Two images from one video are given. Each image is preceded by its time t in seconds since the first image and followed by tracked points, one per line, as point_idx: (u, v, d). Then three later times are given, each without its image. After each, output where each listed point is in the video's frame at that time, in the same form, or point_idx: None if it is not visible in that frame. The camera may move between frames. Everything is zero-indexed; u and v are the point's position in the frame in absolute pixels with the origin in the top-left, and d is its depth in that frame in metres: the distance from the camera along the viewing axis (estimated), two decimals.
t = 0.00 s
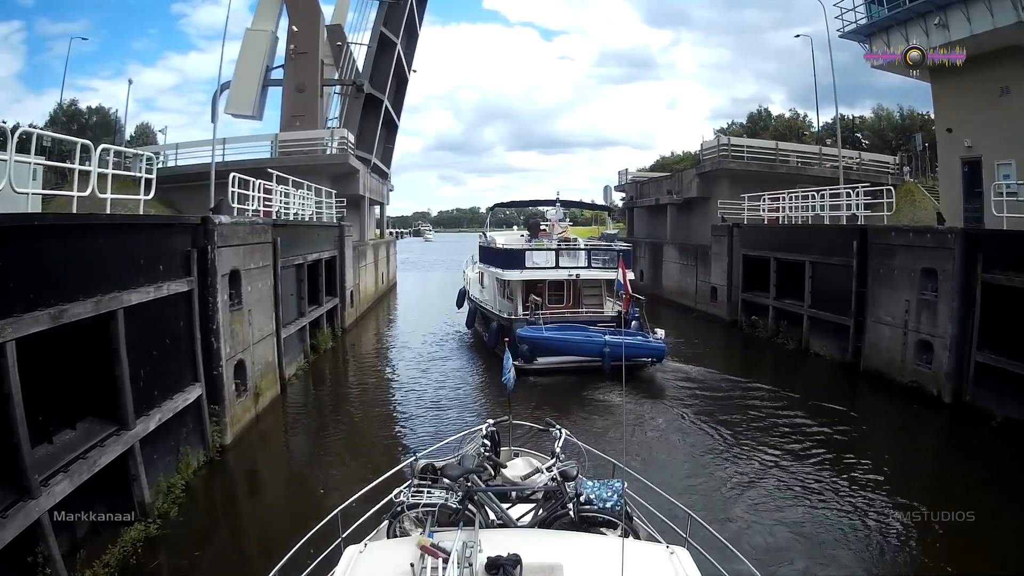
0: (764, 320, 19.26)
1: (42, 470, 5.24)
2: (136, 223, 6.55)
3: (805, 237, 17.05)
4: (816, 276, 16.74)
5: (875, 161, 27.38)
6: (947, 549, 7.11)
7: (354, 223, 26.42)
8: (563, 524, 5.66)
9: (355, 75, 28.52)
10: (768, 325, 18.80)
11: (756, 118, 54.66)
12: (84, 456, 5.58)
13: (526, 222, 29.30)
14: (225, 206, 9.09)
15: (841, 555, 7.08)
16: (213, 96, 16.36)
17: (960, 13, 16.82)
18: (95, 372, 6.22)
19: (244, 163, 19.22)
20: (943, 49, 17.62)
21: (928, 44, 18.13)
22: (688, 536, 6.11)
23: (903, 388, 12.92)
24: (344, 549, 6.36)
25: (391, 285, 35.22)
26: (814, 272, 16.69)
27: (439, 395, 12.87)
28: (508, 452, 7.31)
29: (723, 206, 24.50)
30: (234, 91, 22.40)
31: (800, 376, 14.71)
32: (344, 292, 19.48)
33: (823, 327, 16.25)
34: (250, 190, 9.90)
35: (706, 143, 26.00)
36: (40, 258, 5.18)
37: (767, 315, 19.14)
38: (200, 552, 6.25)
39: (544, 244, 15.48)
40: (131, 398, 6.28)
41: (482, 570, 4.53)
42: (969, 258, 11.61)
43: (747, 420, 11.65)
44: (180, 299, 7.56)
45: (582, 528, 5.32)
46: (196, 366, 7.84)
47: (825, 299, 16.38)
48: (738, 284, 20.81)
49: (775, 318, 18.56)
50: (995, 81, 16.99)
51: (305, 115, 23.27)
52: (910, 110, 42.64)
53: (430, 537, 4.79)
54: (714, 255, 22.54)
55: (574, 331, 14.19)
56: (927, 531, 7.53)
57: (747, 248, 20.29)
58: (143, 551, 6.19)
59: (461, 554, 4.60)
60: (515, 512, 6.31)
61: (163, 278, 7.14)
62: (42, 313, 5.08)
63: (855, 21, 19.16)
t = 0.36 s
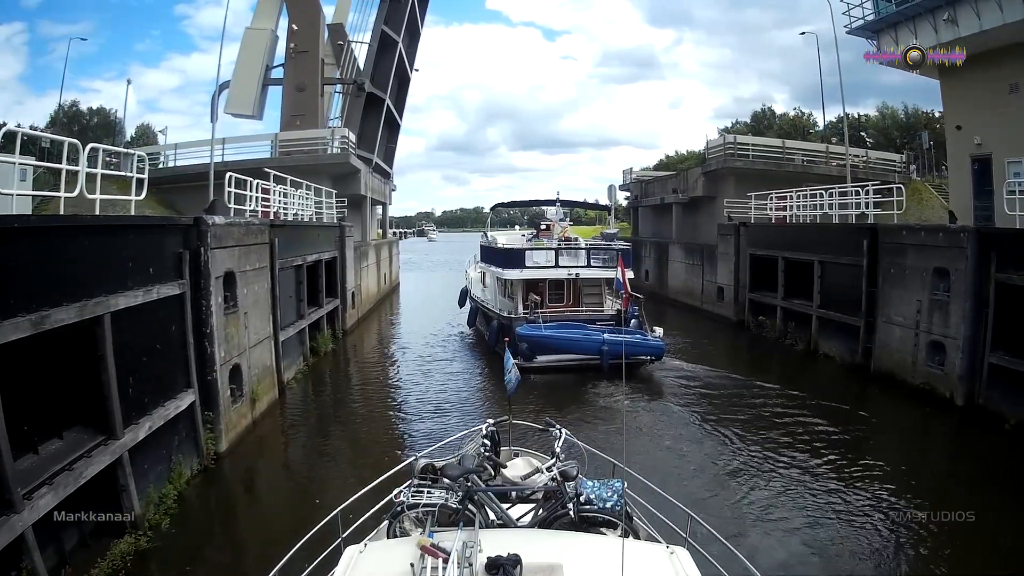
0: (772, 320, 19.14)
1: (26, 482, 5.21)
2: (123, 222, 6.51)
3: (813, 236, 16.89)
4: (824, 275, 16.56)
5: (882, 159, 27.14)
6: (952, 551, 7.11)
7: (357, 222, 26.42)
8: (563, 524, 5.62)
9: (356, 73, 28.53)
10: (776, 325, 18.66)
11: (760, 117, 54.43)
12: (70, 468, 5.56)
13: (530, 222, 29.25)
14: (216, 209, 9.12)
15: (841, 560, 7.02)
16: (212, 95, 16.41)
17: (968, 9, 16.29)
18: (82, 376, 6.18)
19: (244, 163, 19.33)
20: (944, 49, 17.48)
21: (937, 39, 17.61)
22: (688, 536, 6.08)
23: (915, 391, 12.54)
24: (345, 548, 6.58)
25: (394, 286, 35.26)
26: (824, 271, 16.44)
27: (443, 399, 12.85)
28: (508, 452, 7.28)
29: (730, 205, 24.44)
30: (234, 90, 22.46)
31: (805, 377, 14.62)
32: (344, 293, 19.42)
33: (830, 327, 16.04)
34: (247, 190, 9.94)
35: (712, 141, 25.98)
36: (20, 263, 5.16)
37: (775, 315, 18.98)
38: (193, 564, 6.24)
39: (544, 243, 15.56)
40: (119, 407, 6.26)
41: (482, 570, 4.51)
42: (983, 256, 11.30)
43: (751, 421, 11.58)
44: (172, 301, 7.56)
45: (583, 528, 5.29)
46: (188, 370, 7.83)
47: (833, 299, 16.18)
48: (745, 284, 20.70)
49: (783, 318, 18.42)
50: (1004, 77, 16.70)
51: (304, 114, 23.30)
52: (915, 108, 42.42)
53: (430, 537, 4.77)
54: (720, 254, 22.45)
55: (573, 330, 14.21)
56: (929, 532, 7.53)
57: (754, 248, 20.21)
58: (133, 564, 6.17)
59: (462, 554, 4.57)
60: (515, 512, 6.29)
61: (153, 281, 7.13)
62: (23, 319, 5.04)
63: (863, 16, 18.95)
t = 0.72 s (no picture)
0: (779, 321, 19.00)
1: (10, 494, 5.17)
2: (111, 223, 6.48)
3: (819, 236, 16.68)
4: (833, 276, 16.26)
5: (889, 158, 26.92)
6: (956, 552, 7.13)
7: (357, 222, 26.73)
8: (562, 524, 5.59)
9: (358, 72, 28.58)
10: (784, 326, 18.52)
11: (763, 116, 54.23)
12: (56, 479, 5.54)
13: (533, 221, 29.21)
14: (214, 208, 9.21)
15: (839, 566, 6.96)
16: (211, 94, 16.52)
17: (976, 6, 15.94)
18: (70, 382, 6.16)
19: (243, 163, 19.40)
20: (944, 49, 17.40)
21: (945, 36, 17.14)
22: (687, 536, 6.06)
23: (925, 395, 12.31)
24: (344, 548, 6.69)
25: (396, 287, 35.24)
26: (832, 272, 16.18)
27: (445, 401, 12.83)
28: (508, 452, 7.25)
29: (735, 204, 24.37)
30: (233, 89, 22.52)
31: (811, 378, 14.47)
32: (344, 295, 19.42)
33: (839, 329, 15.82)
34: (244, 191, 9.98)
35: (717, 140, 25.93)
36: (5, 268, 5.13)
37: (782, 317, 18.83)
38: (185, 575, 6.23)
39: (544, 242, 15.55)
40: (106, 417, 6.24)
41: (482, 571, 4.48)
42: (994, 257, 11.03)
43: (757, 424, 11.47)
44: (163, 304, 7.56)
45: (582, 528, 5.26)
46: (179, 376, 7.84)
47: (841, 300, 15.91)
48: (752, 284, 20.61)
49: (791, 319, 18.24)
50: (1013, 75, 16.49)
51: (304, 113, 23.34)
52: (919, 107, 42.24)
53: (430, 537, 4.74)
54: (726, 254, 22.35)
55: (571, 328, 14.21)
56: (928, 532, 7.59)
57: (760, 248, 20.11)
58: None
59: (461, 555, 4.55)
60: (515, 512, 6.26)
61: (143, 284, 7.13)
62: (8, 325, 5.01)
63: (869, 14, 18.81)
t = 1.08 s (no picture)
0: (786, 323, 18.84)
1: None
2: (98, 224, 6.45)
3: (828, 237, 16.47)
4: (841, 278, 16.01)
5: (895, 159, 26.74)
6: (959, 553, 7.09)
7: (357, 222, 26.98)
8: (562, 524, 5.55)
9: (359, 70, 28.58)
10: (791, 329, 18.31)
11: (767, 116, 54.07)
12: (39, 490, 5.48)
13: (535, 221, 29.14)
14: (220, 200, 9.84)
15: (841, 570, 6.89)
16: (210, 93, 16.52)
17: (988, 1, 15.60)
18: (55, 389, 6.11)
19: (242, 161, 19.42)
20: (944, 49, 17.42)
21: (956, 33, 16.69)
22: (688, 536, 6.03)
23: (937, 400, 12.03)
24: (344, 549, 6.71)
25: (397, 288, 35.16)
26: (841, 273, 15.93)
27: (445, 403, 12.77)
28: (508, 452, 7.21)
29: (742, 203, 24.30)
30: (233, 88, 22.54)
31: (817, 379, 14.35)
32: (344, 296, 19.37)
33: (846, 331, 15.62)
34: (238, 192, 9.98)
35: (722, 140, 25.89)
36: None
37: (790, 319, 18.65)
38: None
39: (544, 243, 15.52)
40: (92, 426, 6.18)
41: (483, 570, 4.44)
42: (1010, 258, 10.78)
43: (761, 425, 11.37)
44: (152, 307, 7.54)
45: (582, 528, 5.22)
46: (171, 379, 7.81)
47: (850, 302, 15.69)
48: (758, 286, 20.47)
49: (798, 321, 18.02)
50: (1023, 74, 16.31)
51: (304, 111, 23.34)
52: (923, 107, 42.05)
53: (431, 537, 4.71)
54: (733, 255, 22.23)
55: (571, 328, 14.19)
56: (928, 532, 7.57)
57: (767, 248, 20.01)
58: None
59: (462, 554, 4.51)
60: (515, 512, 6.22)
61: (131, 286, 7.10)
62: None
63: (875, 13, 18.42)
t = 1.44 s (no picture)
0: (793, 325, 18.72)
1: None
2: (81, 226, 6.39)
3: (837, 238, 16.31)
4: (851, 280, 15.85)
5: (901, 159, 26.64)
6: (961, 553, 7.15)
7: (357, 221, 27.01)
8: (562, 524, 5.53)
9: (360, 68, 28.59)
10: (798, 331, 18.16)
11: (770, 116, 53.90)
12: (20, 503, 5.38)
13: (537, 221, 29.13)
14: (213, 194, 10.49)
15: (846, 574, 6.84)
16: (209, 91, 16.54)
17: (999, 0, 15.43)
18: (41, 395, 6.01)
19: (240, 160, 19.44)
20: (944, 50, 17.65)
21: (966, 32, 16.51)
22: (688, 536, 6.02)
23: (949, 405, 11.86)
24: (343, 548, 6.78)
25: (398, 289, 35.12)
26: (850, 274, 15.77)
27: (445, 403, 12.76)
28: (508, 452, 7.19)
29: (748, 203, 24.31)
30: (233, 85, 22.57)
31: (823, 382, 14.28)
32: (344, 297, 19.35)
33: (854, 334, 15.48)
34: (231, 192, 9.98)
35: (727, 139, 25.82)
36: None
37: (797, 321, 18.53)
38: None
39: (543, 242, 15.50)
40: (76, 436, 6.09)
41: (483, 570, 4.43)
42: None
43: (765, 428, 11.30)
44: (140, 310, 7.47)
45: (582, 528, 5.20)
46: (161, 384, 7.75)
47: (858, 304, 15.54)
48: (765, 288, 20.41)
49: (805, 324, 17.87)
50: None
51: (304, 109, 23.36)
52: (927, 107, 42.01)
53: (431, 536, 4.69)
54: (738, 256, 22.15)
55: (569, 327, 14.22)
56: (930, 533, 7.61)
57: (774, 249, 19.94)
58: None
59: (462, 554, 4.50)
60: (515, 512, 6.20)
61: (118, 288, 7.03)
62: None
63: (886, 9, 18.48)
